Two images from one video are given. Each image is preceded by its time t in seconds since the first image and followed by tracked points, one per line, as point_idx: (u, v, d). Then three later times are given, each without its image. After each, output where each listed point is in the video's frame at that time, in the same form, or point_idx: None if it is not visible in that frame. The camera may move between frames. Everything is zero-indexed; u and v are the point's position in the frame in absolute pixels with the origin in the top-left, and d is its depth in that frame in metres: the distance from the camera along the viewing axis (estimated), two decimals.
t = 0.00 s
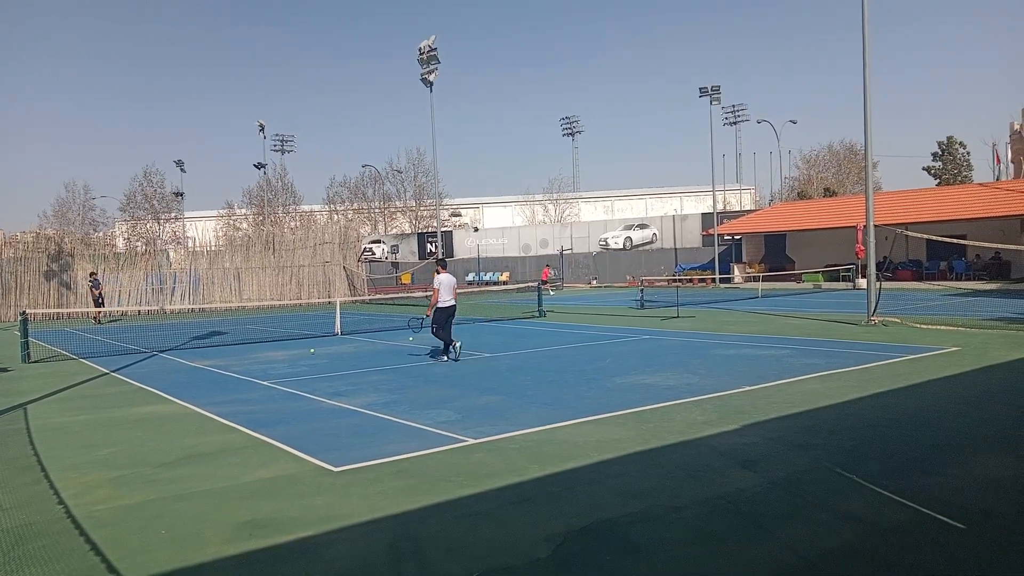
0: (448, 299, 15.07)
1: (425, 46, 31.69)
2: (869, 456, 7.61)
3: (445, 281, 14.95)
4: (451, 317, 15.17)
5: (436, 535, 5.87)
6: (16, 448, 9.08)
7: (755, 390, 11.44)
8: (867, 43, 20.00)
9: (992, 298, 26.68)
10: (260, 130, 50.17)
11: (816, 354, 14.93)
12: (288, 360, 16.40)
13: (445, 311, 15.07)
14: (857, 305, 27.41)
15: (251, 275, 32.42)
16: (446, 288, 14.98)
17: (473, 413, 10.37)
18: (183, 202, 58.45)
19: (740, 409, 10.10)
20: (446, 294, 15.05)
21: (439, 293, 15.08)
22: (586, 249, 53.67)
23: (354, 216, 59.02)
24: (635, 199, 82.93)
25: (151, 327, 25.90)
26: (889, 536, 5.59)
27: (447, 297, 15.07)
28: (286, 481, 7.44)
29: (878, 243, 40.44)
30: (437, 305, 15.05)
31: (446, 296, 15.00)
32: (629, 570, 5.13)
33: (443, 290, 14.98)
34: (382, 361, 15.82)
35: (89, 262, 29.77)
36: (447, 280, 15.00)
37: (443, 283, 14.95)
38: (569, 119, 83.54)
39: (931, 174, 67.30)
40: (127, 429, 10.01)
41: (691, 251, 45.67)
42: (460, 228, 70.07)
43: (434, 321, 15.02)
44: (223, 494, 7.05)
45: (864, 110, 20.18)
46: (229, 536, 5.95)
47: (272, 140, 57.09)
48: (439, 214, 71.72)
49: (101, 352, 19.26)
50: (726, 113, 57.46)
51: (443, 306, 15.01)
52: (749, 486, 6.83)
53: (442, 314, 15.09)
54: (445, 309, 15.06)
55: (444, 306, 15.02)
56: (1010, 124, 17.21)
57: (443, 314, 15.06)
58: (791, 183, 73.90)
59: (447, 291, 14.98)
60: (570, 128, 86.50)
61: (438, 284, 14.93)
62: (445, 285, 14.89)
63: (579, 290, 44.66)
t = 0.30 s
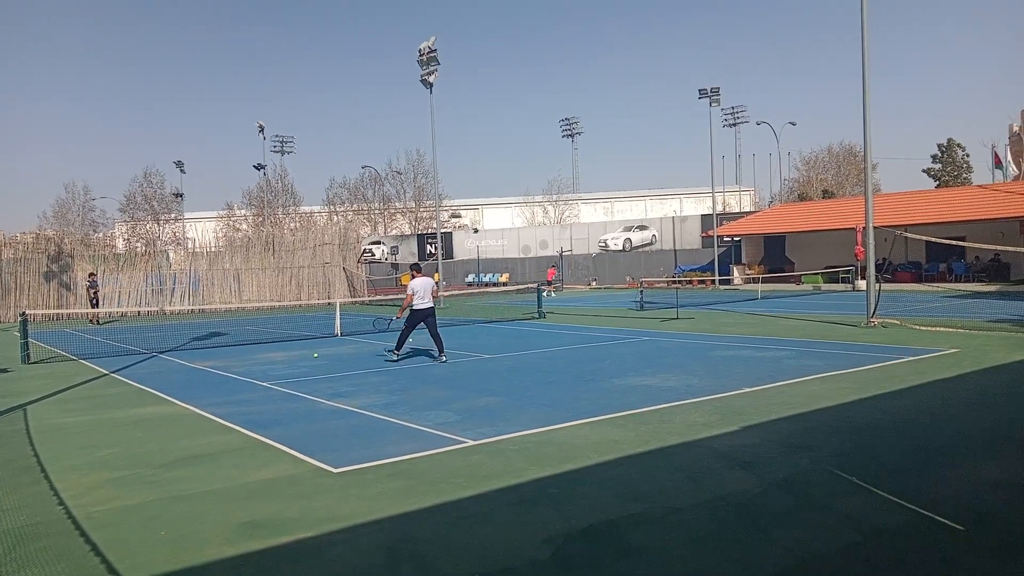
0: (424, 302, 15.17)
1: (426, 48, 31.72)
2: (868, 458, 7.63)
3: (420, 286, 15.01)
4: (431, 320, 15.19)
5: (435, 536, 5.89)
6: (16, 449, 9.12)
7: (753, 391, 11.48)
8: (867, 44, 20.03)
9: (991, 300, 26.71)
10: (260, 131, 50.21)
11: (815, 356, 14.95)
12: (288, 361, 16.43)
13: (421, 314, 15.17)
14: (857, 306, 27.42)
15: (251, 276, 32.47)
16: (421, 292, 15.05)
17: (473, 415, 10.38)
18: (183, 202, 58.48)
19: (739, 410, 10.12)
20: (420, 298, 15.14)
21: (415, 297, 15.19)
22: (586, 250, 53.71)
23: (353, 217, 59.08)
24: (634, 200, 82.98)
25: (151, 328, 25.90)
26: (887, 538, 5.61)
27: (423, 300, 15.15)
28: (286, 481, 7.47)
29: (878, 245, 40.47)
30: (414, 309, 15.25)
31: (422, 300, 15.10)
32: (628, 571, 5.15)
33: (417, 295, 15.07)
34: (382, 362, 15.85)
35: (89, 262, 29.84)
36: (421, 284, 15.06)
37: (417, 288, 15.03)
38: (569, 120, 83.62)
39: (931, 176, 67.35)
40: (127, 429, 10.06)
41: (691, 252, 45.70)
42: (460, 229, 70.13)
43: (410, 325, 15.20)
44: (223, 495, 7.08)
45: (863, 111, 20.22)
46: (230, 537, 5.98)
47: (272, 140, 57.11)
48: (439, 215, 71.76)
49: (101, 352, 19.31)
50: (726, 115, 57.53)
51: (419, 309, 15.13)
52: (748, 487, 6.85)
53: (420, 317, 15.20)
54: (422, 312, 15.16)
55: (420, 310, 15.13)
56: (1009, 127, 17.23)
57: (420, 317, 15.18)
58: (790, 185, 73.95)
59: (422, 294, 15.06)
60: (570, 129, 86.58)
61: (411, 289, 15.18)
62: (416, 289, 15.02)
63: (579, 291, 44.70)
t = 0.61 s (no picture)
0: (395, 307, 15.11)
1: (422, 48, 31.70)
2: (864, 458, 7.65)
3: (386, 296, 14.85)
4: (408, 322, 15.18)
5: (432, 536, 5.89)
6: (11, 450, 9.10)
7: (750, 391, 11.49)
8: (863, 45, 20.07)
9: (986, 300, 26.79)
10: (256, 131, 50.15)
11: (812, 357, 14.97)
12: (284, 362, 16.42)
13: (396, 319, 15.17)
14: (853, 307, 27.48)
15: (247, 276, 32.44)
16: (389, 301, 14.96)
17: (469, 415, 10.38)
18: (180, 202, 58.38)
19: (736, 411, 10.13)
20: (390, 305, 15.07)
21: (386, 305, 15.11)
22: (582, 250, 53.73)
23: (350, 218, 59.04)
24: (631, 201, 83.05)
25: (146, 329, 25.87)
26: (881, 538, 5.63)
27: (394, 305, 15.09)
28: (282, 482, 7.47)
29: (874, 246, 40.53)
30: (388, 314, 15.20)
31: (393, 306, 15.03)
32: (624, 571, 5.17)
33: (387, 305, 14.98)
34: (378, 362, 15.83)
35: (86, 263, 29.79)
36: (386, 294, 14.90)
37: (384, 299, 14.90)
38: (565, 121, 83.69)
39: (926, 177, 67.51)
40: (123, 430, 10.04)
41: (688, 253, 45.75)
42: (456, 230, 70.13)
43: (386, 332, 15.21)
44: (220, 495, 7.07)
45: (860, 112, 20.25)
46: (226, 537, 5.97)
47: (268, 141, 57.08)
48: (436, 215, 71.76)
49: (97, 353, 19.29)
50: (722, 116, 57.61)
51: (394, 315, 15.13)
52: (743, 487, 6.87)
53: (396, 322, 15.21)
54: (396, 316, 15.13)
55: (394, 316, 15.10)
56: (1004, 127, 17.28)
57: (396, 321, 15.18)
58: (786, 186, 74.07)
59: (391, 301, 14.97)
60: (567, 129, 86.65)
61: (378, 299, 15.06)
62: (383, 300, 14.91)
63: (575, 292, 44.71)
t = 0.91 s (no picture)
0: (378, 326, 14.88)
1: (427, 69, 31.87)
2: (873, 481, 7.51)
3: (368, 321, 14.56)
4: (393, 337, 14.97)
5: (434, 559, 5.75)
6: (7, 469, 8.97)
7: (756, 413, 11.35)
8: (866, 66, 20.12)
9: (992, 322, 26.63)
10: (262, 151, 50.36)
11: (818, 378, 14.82)
12: (286, 381, 16.30)
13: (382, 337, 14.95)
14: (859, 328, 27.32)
15: (250, 296, 32.41)
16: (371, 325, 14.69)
17: (473, 436, 10.25)
18: (184, 222, 58.53)
19: (742, 433, 9.99)
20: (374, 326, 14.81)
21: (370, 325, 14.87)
22: (586, 271, 53.63)
23: (354, 238, 59.12)
24: (634, 222, 83.16)
25: (148, 348, 25.77)
26: (895, 563, 5.48)
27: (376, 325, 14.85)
28: (282, 503, 7.34)
29: (878, 267, 40.40)
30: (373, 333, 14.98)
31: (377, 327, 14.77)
32: None
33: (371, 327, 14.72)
34: (381, 383, 15.70)
35: (90, 282, 29.73)
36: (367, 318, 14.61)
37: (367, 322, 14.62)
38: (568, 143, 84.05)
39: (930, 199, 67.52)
40: (122, 449, 9.92)
41: (692, 274, 45.66)
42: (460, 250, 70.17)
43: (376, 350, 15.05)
44: (216, 518, 6.92)
45: (863, 132, 20.24)
46: (223, 560, 5.83)
47: (274, 161, 57.28)
48: (440, 236, 71.88)
49: (98, 372, 19.19)
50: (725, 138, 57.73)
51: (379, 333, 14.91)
52: (751, 511, 6.72)
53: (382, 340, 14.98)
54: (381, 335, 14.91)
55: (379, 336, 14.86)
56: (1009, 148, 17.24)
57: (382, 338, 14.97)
58: (790, 207, 74.13)
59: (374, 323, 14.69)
60: (570, 151, 86.95)
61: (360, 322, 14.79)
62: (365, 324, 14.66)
63: (579, 312, 44.53)
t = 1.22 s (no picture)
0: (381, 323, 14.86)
1: (432, 68, 31.89)
2: (880, 480, 7.48)
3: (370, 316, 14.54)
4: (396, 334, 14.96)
5: (438, 558, 5.76)
6: (14, 468, 9.02)
7: (761, 411, 11.33)
8: (872, 63, 20.05)
9: (1000, 320, 26.51)
10: (267, 151, 50.46)
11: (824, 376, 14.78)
12: (292, 380, 16.32)
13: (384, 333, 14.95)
14: (865, 326, 27.25)
15: (256, 295, 32.48)
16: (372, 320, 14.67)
17: (478, 434, 10.27)
18: (191, 222, 58.66)
19: (748, 431, 9.96)
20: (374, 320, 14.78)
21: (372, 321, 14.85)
22: (591, 269, 53.58)
23: (359, 237, 59.18)
24: (640, 220, 83.06)
25: (155, 348, 25.85)
26: (899, 562, 5.46)
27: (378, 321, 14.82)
28: (287, 502, 7.36)
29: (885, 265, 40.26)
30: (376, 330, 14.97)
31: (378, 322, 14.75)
32: None
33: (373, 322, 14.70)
34: (386, 381, 15.72)
35: (97, 282, 29.88)
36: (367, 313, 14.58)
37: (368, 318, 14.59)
38: (573, 141, 83.99)
39: (937, 196, 67.25)
40: (128, 448, 9.96)
41: (697, 272, 45.60)
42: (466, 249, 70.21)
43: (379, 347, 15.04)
44: (222, 516, 6.95)
45: (870, 129, 20.17)
46: (228, 558, 5.85)
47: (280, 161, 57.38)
48: (445, 235, 71.92)
49: (105, 371, 19.27)
50: (731, 135, 57.62)
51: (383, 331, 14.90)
52: (756, 510, 6.70)
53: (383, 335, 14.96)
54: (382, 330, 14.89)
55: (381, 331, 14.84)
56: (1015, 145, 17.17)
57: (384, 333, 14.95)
58: (796, 205, 73.95)
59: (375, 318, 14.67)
60: (575, 149, 86.79)
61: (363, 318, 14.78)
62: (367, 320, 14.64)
63: (585, 311, 44.50)
